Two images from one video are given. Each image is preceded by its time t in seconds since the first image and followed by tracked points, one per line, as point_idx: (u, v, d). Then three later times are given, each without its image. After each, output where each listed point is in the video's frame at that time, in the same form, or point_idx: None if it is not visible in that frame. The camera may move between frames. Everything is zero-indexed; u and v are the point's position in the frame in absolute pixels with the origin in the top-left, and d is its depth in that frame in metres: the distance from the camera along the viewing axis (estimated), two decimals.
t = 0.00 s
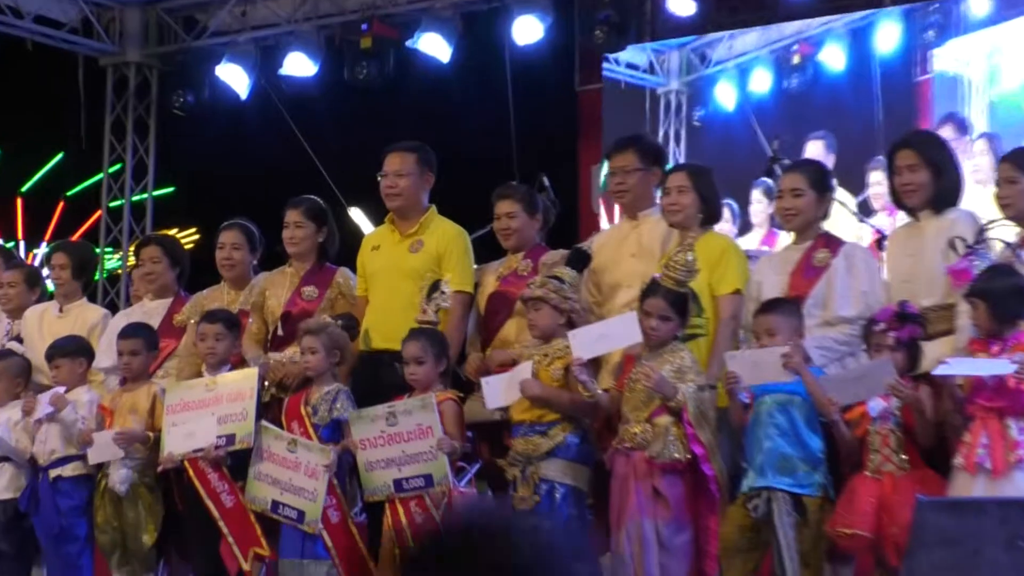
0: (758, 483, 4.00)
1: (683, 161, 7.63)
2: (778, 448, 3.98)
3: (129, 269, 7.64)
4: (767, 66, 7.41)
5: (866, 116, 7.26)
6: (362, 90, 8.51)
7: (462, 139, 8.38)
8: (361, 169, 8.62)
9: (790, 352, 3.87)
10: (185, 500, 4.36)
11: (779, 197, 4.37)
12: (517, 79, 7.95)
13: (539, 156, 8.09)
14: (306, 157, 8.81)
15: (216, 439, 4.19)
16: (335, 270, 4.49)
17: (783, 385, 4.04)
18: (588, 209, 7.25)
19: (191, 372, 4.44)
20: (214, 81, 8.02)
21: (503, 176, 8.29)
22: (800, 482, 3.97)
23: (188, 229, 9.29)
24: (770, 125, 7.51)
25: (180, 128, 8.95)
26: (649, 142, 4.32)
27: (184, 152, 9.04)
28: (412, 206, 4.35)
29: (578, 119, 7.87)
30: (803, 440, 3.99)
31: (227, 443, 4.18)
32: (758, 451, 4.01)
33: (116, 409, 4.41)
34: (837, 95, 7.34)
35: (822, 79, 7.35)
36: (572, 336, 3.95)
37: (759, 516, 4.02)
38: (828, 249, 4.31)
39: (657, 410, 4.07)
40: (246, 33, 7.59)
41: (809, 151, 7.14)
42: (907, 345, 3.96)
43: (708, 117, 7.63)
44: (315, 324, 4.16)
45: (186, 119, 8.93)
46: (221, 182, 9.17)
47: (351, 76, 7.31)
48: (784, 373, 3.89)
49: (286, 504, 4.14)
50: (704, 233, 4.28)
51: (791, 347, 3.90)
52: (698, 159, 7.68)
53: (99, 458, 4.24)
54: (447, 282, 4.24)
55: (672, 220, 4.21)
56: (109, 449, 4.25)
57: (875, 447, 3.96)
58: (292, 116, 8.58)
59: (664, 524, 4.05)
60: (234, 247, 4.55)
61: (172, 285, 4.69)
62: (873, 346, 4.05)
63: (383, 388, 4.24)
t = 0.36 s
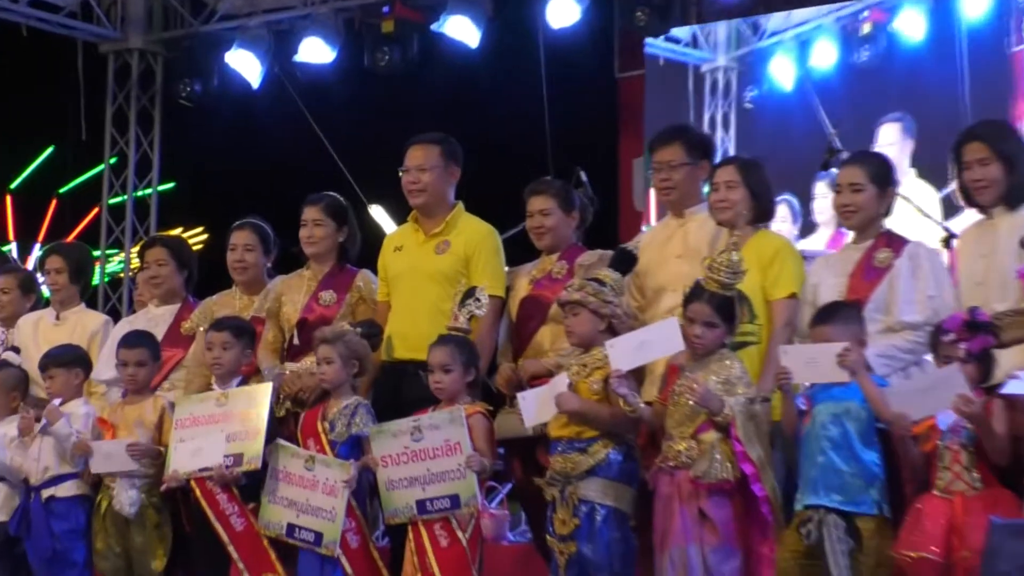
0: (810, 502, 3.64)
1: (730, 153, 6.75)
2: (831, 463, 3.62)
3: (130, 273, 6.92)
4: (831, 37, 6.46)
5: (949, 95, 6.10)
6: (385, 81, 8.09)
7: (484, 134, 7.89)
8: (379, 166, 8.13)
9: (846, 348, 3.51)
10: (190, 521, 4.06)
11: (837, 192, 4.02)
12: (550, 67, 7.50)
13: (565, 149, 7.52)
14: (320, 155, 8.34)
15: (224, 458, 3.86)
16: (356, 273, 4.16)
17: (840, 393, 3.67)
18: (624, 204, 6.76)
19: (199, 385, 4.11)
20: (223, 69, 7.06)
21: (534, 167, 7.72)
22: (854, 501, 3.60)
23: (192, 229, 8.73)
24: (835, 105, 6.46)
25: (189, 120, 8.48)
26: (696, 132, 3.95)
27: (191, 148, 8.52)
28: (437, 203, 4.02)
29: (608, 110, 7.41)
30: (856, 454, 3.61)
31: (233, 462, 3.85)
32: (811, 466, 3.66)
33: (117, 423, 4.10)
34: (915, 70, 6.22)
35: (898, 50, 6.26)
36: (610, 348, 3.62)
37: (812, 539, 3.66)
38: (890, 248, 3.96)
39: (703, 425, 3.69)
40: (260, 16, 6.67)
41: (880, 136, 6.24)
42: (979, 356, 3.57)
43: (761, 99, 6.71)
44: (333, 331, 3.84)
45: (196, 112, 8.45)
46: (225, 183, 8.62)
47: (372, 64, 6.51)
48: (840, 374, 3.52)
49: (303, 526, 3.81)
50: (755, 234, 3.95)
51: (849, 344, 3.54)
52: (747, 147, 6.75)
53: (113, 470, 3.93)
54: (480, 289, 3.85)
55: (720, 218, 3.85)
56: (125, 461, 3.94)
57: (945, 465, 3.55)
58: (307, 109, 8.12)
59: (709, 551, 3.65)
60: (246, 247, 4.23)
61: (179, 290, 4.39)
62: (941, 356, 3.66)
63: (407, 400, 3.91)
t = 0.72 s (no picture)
0: (844, 519, 3.39)
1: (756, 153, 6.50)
2: (865, 478, 3.38)
3: (128, 280, 6.67)
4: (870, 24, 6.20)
5: (1000, 81, 5.80)
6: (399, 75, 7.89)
7: (506, 132, 7.76)
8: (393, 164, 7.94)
9: (882, 352, 3.28)
10: (190, 540, 3.89)
11: (870, 194, 3.82)
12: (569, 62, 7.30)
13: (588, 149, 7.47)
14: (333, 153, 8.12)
15: (226, 473, 3.68)
16: (366, 280, 3.97)
17: (873, 404, 3.43)
18: (648, 201, 6.70)
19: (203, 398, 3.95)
20: (225, 66, 6.81)
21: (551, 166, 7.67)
22: (889, 518, 3.35)
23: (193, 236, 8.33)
24: (874, 100, 6.19)
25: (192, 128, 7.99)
26: (723, 132, 3.76)
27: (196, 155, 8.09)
28: (449, 206, 3.84)
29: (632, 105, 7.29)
30: (890, 469, 3.37)
31: (235, 477, 3.66)
32: (843, 482, 3.41)
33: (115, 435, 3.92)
34: (962, 59, 5.93)
35: (943, 38, 5.98)
36: (633, 360, 3.43)
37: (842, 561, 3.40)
38: (926, 254, 3.76)
39: (729, 439, 3.47)
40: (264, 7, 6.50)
41: (926, 132, 5.95)
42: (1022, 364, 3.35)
43: (791, 94, 6.48)
44: (340, 341, 3.66)
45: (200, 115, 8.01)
46: (235, 182, 8.33)
47: (380, 60, 6.26)
48: (871, 379, 3.29)
49: (316, 543, 3.61)
50: (785, 238, 3.75)
51: (886, 348, 3.30)
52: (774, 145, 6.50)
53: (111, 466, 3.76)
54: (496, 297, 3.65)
55: (749, 222, 3.65)
56: (123, 456, 3.77)
57: (986, 481, 3.33)
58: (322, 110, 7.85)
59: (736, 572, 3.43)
60: (252, 253, 4.05)
61: (181, 299, 4.20)
62: (981, 367, 3.45)
63: (419, 414, 3.72)
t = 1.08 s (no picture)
0: (904, 539, 3.14)
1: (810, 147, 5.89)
2: (925, 494, 3.13)
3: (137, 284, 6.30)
4: None
5: None
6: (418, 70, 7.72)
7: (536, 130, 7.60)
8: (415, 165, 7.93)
9: (943, 354, 3.02)
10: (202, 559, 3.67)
11: (924, 192, 3.55)
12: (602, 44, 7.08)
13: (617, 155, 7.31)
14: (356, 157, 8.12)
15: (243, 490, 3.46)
16: (388, 283, 3.75)
17: (928, 413, 3.19)
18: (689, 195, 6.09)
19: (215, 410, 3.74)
20: (240, 58, 6.39)
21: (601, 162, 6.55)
22: (955, 535, 3.10)
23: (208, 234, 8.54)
24: (940, 84, 5.53)
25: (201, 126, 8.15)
26: (769, 124, 3.53)
27: (209, 154, 8.26)
28: (476, 204, 3.61)
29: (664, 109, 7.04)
30: (952, 483, 3.12)
31: (251, 494, 3.45)
32: (900, 498, 3.17)
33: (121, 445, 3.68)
34: None
35: None
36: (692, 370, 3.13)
37: None
38: (984, 254, 3.49)
39: (779, 451, 3.22)
40: None
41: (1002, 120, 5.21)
42: None
43: (848, 80, 5.85)
44: (358, 349, 3.45)
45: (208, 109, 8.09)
46: (260, 179, 8.43)
47: (403, 51, 5.93)
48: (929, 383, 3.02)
49: (321, 560, 3.38)
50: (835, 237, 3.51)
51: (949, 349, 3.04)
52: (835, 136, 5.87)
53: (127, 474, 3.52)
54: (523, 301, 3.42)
55: (796, 221, 3.42)
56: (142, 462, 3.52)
57: None
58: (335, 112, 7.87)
59: None
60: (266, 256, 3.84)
61: (191, 304, 3.98)
62: None
63: (442, 427, 3.48)
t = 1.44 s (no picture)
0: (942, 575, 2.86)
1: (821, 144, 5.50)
2: (964, 526, 2.86)
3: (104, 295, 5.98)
4: None
5: None
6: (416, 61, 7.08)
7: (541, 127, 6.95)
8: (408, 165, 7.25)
9: (983, 372, 2.72)
10: None
11: (956, 198, 3.23)
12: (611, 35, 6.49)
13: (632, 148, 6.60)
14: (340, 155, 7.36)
15: (224, 514, 3.20)
16: (375, 295, 3.48)
17: (967, 437, 2.91)
18: (703, 196, 5.76)
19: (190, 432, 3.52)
20: (215, 52, 6.14)
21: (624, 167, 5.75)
22: (997, 573, 2.82)
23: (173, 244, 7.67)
24: (969, 74, 5.21)
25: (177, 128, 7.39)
26: (790, 123, 3.26)
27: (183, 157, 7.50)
28: (473, 209, 3.34)
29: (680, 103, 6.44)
30: (993, 516, 2.84)
31: (230, 518, 3.19)
32: (938, 530, 2.89)
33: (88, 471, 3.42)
34: None
35: None
36: (677, 389, 2.91)
37: None
38: (1022, 264, 3.17)
39: (808, 477, 2.95)
40: None
41: None
42: None
43: (861, 69, 5.51)
44: (343, 367, 3.19)
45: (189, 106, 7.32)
46: (234, 183, 7.62)
47: (392, 43, 5.66)
48: (968, 401, 2.74)
49: None
50: (861, 245, 3.24)
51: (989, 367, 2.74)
52: (846, 130, 5.55)
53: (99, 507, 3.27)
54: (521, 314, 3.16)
55: (819, 229, 3.15)
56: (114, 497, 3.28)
57: None
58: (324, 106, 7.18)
59: None
60: (245, 266, 3.58)
61: (162, 318, 3.75)
62: None
63: (436, 450, 3.22)
